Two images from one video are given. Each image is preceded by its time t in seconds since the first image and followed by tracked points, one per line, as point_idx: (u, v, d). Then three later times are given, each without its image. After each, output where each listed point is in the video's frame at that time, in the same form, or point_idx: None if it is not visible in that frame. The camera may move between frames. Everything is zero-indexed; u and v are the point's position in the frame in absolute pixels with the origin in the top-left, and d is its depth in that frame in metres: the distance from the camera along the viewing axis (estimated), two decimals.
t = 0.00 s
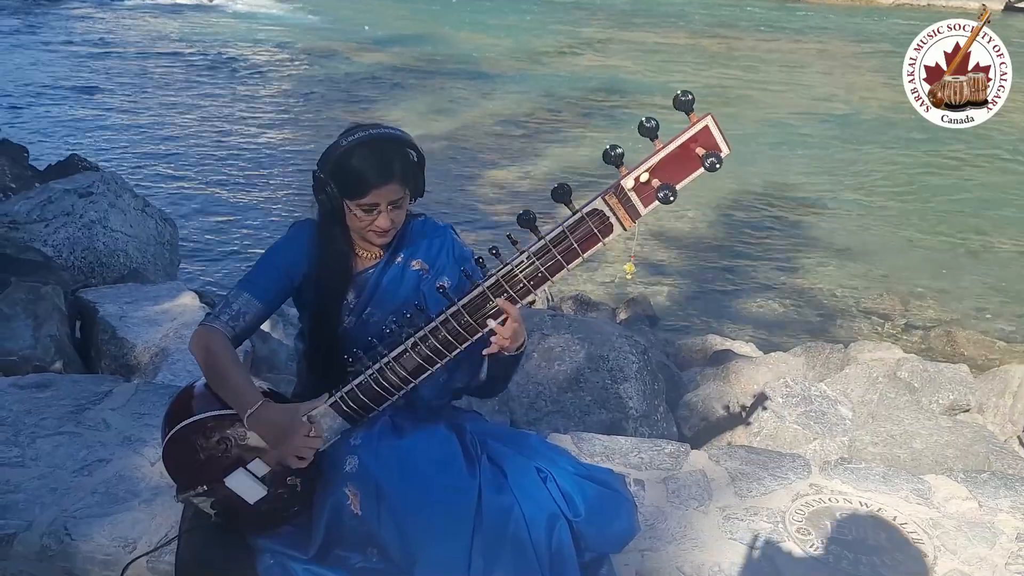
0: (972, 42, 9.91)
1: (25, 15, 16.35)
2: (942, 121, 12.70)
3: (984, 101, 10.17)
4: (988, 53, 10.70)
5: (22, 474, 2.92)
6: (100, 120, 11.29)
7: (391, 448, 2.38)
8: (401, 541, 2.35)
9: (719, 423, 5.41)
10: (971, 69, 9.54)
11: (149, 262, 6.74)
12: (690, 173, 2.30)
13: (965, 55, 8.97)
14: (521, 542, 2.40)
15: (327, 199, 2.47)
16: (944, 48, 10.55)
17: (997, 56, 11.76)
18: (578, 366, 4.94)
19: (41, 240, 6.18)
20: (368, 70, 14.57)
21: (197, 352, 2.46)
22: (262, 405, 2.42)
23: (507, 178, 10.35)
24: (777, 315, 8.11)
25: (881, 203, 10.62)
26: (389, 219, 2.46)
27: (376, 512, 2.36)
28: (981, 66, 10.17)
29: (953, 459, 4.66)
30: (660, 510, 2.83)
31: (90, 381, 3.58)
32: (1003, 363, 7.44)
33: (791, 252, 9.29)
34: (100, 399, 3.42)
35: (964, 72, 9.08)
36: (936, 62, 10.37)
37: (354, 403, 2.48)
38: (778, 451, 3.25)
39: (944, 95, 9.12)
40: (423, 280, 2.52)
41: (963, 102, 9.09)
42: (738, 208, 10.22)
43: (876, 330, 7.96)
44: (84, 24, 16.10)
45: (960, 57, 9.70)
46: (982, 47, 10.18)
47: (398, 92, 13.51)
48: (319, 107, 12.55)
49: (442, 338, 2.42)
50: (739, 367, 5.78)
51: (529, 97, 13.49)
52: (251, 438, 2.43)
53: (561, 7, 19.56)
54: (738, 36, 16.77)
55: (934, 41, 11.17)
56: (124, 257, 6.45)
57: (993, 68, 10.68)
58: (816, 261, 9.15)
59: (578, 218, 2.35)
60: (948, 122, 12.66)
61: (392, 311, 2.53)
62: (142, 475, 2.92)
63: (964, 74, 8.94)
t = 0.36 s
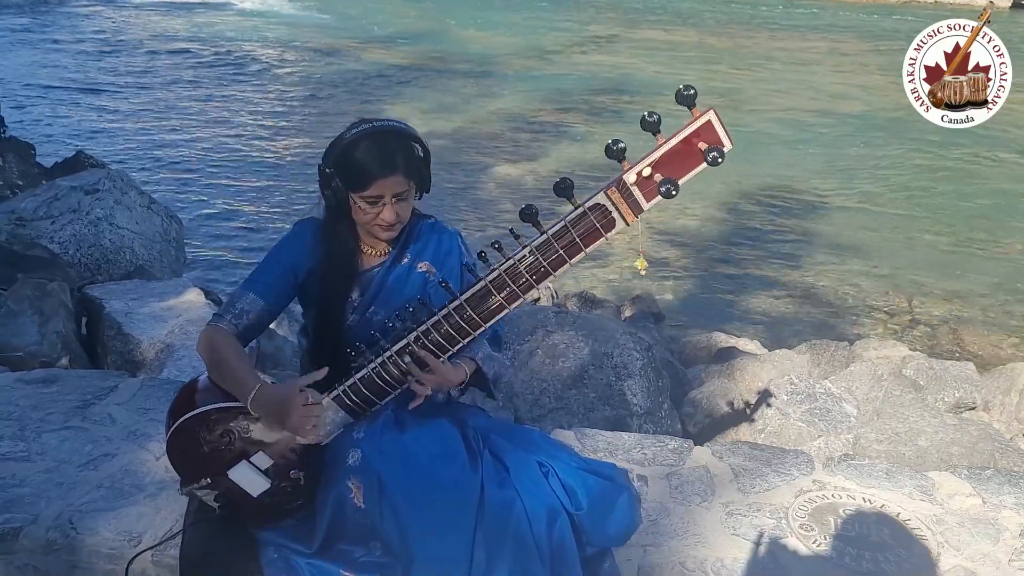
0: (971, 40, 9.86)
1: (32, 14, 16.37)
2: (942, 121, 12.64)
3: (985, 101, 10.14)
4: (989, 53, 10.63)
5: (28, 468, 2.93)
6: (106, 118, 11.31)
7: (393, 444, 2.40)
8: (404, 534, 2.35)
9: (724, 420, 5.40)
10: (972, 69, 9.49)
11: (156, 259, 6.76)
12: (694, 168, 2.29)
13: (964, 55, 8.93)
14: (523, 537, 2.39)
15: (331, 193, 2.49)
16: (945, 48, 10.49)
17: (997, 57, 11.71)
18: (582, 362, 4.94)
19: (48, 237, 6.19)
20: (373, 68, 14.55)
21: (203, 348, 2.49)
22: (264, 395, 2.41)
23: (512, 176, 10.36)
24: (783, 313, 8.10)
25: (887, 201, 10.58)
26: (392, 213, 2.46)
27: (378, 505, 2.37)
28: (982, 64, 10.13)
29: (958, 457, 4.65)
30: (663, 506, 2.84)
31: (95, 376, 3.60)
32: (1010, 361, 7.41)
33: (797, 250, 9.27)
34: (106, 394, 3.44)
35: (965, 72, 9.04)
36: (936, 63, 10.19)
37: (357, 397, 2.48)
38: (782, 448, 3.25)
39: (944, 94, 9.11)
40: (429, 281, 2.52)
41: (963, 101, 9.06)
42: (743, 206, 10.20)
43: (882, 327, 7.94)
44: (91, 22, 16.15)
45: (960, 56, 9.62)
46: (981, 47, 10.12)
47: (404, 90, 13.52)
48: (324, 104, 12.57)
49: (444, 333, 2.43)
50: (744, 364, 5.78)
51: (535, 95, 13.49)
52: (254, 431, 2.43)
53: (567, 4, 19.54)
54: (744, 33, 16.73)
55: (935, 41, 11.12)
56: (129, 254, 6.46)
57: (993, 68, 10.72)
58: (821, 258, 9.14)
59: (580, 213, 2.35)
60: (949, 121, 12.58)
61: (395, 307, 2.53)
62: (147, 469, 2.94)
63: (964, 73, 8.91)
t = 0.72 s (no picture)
0: (971, 45, 9.61)
1: (38, 11, 16.38)
2: (942, 121, 12.37)
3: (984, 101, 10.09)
4: (989, 53, 10.52)
5: (38, 463, 2.94)
6: (112, 115, 11.32)
7: (401, 438, 2.39)
8: (413, 529, 2.34)
9: (732, 416, 5.39)
10: (972, 70, 9.40)
11: (162, 255, 6.77)
12: (706, 164, 2.28)
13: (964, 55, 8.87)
14: (533, 532, 2.40)
15: (338, 181, 2.49)
16: (943, 49, 10.36)
17: (997, 56, 11.60)
18: (588, 359, 4.93)
19: (55, 233, 6.15)
20: (377, 65, 14.51)
21: (211, 344, 2.48)
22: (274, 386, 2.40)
23: (517, 172, 10.35)
24: (789, 310, 8.07)
25: (893, 197, 10.53)
26: (397, 200, 2.46)
27: (388, 500, 2.37)
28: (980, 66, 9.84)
29: (965, 452, 4.63)
30: (672, 502, 2.84)
31: (103, 371, 3.61)
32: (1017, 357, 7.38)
33: (803, 246, 9.24)
34: (114, 389, 3.45)
35: (964, 73, 8.98)
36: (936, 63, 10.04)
37: (368, 391, 2.47)
38: (790, 443, 3.24)
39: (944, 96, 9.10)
40: (437, 271, 2.52)
41: (963, 101, 9.00)
42: (749, 202, 10.17)
43: (889, 324, 7.91)
44: (97, 19, 16.17)
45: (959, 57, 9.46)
46: (982, 47, 10.05)
47: (408, 86, 13.51)
48: (329, 100, 12.55)
49: (454, 327, 2.43)
50: (751, 360, 5.76)
51: (540, 91, 13.47)
52: (264, 423, 2.44)
53: None
54: (750, 28, 16.68)
55: (936, 41, 11.00)
56: (136, 250, 6.49)
57: (993, 68, 10.54)
58: (827, 255, 9.10)
59: (592, 209, 2.35)
60: (948, 121, 12.33)
61: (404, 300, 2.53)
62: (156, 464, 2.95)
63: (964, 73, 8.87)
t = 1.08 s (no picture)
0: (971, 44, 9.57)
1: (40, 8, 16.34)
2: (941, 121, 12.36)
3: (982, 101, 10.08)
4: (988, 54, 10.48)
5: (47, 464, 2.94)
6: (114, 113, 11.28)
7: (415, 440, 2.38)
8: (425, 533, 2.34)
9: (737, 415, 5.41)
10: (972, 70, 9.38)
11: (166, 253, 6.75)
12: (720, 163, 2.27)
13: (964, 54, 8.84)
14: (546, 534, 2.40)
15: (351, 183, 2.48)
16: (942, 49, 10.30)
17: (997, 56, 11.52)
18: (595, 357, 4.92)
19: (58, 231, 6.15)
20: (380, 62, 14.46)
21: (224, 346, 2.48)
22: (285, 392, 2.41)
23: (520, 169, 10.34)
24: (792, 307, 8.07)
25: (896, 195, 10.51)
26: (411, 203, 2.45)
27: (399, 501, 2.36)
28: (979, 66, 9.89)
29: (972, 451, 4.62)
30: (685, 502, 2.83)
31: (111, 371, 3.60)
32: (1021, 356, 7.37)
33: (806, 243, 9.24)
34: (123, 389, 3.44)
35: (964, 73, 8.96)
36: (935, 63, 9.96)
37: (379, 392, 2.44)
38: (801, 443, 3.23)
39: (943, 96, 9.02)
40: (449, 273, 2.51)
41: (963, 101, 8.99)
42: (752, 201, 10.14)
43: (893, 321, 7.89)
44: (98, 15, 16.15)
45: (959, 56, 9.43)
46: (981, 47, 10.04)
47: (409, 84, 13.49)
48: (331, 98, 12.54)
49: (467, 328, 2.41)
50: (757, 358, 5.74)
51: (542, 89, 13.46)
52: (276, 427, 2.43)
53: None
54: (752, 24, 16.65)
55: (936, 41, 10.98)
56: (140, 248, 6.45)
57: (992, 69, 10.52)
58: (831, 252, 9.09)
59: (605, 208, 2.34)
60: (948, 121, 12.31)
61: (416, 302, 2.52)
62: (166, 465, 2.94)
63: (964, 74, 8.86)
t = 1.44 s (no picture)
0: (970, 43, 9.57)
1: (17, 2, 16.12)
2: (942, 121, 12.19)
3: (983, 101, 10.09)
4: (989, 53, 10.45)
5: (38, 466, 2.89)
6: (97, 108, 11.15)
7: (414, 441, 2.37)
8: (426, 534, 2.33)
9: (726, 411, 5.35)
10: (974, 70, 9.41)
11: (151, 250, 6.66)
12: (719, 158, 2.26)
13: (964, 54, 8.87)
14: (547, 533, 2.38)
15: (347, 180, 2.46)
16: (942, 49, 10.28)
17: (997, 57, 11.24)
18: (586, 354, 4.91)
19: (40, 228, 6.11)
20: (365, 58, 14.36)
21: (218, 347, 2.45)
22: (280, 392, 2.39)
23: (505, 166, 10.32)
24: (777, 303, 8.09)
25: (881, 191, 10.57)
26: (407, 201, 2.43)
27: (400, 503, 2.35)
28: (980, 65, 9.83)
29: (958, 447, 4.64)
30: (683, 500, 2.84)
31: (100, 371, 3.55)
32: (1004, 350, 7.45)
33: (791, 239, 9.27)
34: (113, 389, 3.40)
35: (964, 72, 9.00)
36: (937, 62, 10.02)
37: (374, 394, 2.39)
38: (798, 440, 3.25)
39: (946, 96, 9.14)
40: (445, 272, 2.49)
41: (963, 102, 9.02)
42: (737, 196, 10.17)
43: (877, 317, 7.94)
44: (76, 10, 15.96)
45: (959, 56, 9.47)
46: (982, 47, 10.02)
47: (393, 80, 13.42)
48: (314, 94, 12.46)
49: (461, 328, 2.38)
50: (746, 355, 5.74)
51: (527, 85, 13.44)
52: (270, 428, 2.40)
53: None
54: (735, 19, 16.68)
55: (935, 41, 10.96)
56: (123, 245, 6.39)
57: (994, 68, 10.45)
58: (816, 248, 9.13)
59: (601, 205, 2.31)
60: (949, 121, 12.17)
61: (412, 301, 2.50)
62: (160, 466, 2.91)
63: (963, 73, 8.89)
